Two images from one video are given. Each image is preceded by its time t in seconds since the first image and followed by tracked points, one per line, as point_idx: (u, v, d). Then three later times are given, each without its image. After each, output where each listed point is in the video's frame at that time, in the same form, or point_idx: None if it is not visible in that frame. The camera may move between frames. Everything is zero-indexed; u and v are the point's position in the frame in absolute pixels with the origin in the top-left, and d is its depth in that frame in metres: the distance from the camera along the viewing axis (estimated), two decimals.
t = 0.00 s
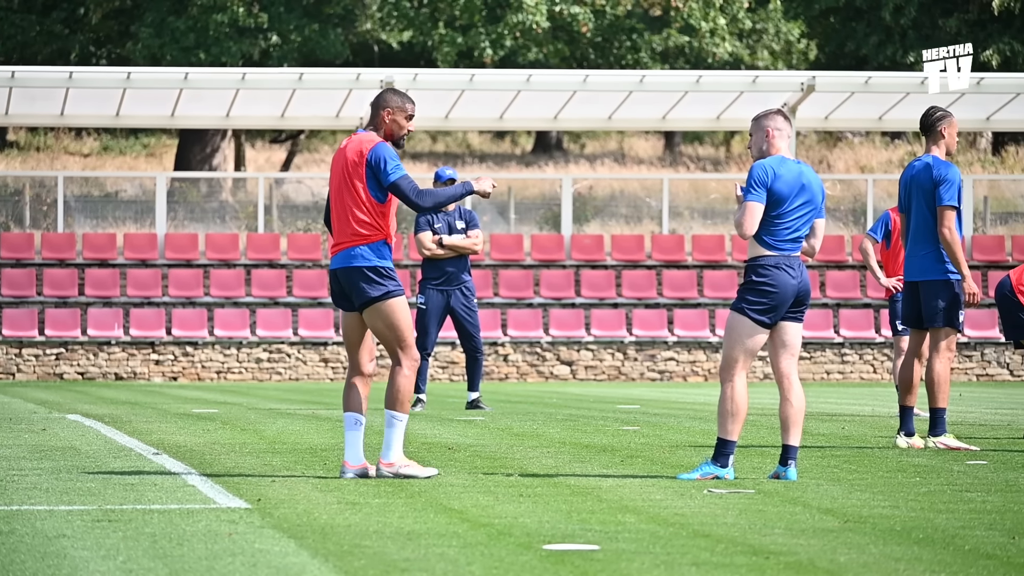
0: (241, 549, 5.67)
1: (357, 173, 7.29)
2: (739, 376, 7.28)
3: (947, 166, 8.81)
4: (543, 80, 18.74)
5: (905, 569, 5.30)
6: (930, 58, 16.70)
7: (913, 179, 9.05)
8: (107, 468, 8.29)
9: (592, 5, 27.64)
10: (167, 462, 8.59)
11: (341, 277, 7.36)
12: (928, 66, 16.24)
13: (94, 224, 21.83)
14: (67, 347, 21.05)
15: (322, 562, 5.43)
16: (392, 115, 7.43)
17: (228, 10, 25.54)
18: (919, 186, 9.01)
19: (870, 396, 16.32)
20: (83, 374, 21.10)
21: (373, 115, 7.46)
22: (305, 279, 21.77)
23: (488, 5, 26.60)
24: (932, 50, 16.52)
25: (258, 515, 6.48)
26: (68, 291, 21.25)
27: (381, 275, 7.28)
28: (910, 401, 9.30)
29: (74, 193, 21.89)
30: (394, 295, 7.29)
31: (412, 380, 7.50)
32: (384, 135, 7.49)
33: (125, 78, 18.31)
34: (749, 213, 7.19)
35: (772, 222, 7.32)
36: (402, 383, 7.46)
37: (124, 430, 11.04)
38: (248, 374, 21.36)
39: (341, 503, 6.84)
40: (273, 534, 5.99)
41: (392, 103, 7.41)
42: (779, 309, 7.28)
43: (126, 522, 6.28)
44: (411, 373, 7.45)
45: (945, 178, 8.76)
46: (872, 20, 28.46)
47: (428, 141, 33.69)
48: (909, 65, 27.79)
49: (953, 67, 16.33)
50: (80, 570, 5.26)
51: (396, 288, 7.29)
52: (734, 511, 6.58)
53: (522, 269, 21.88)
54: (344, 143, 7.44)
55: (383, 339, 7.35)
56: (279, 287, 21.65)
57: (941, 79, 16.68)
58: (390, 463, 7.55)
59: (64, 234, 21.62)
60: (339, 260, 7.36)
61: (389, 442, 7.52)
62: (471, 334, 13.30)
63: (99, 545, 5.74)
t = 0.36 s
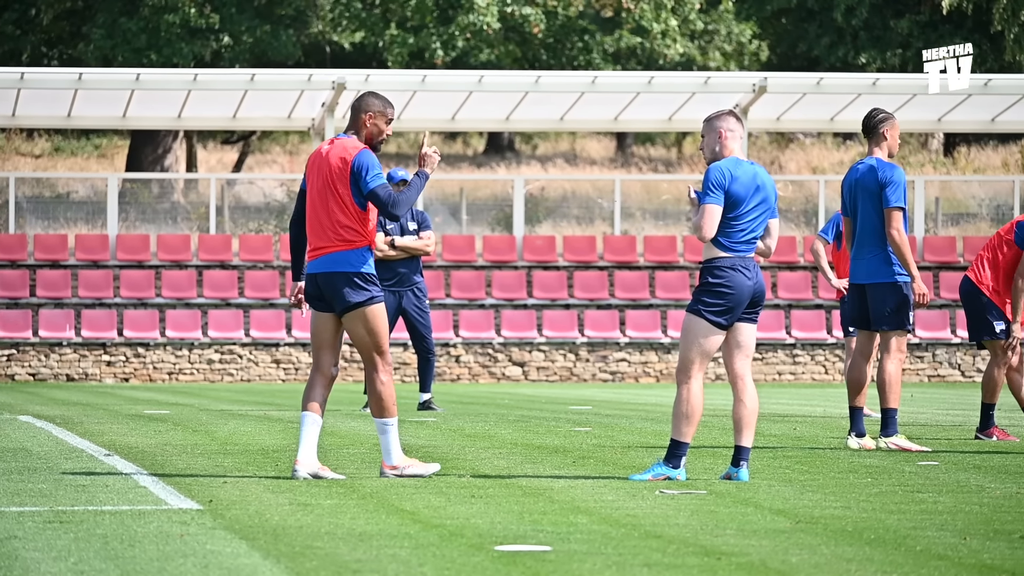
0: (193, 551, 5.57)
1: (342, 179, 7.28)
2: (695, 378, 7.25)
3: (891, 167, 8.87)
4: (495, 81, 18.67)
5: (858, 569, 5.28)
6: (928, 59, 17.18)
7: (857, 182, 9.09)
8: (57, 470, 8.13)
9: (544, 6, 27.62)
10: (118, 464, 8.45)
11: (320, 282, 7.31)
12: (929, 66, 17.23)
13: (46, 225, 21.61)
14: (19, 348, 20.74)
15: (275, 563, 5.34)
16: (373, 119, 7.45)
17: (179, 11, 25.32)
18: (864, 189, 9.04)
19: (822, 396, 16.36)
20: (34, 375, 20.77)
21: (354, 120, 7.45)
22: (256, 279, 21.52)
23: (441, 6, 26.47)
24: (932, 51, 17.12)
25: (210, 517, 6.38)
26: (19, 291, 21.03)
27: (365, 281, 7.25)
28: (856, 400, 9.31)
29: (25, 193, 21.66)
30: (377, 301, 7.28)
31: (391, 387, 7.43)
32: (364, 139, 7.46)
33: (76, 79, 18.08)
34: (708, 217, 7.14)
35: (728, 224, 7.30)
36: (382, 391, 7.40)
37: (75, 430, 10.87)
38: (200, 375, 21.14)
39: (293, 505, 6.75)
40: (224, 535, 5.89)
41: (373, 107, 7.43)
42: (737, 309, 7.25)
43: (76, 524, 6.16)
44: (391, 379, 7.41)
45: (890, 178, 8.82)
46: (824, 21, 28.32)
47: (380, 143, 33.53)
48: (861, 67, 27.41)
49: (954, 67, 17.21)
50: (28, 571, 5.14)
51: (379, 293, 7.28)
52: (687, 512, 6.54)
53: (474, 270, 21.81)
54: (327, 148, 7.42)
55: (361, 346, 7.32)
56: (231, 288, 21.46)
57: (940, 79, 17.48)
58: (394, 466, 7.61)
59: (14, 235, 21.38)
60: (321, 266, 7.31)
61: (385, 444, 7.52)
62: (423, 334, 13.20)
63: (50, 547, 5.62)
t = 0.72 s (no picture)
0: (147, 551, 5.49)
1: (334, 180, 7.22)
2: (651, 379, 7.22)
3: (836, 170, 8.89)
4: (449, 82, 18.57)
5: (812, 570, 5.24)
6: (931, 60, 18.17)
7: (802, 185, 9.10)
8: (10, 470, 7.99)
9: (498, 6, 27.55)
10: (72, 464, 8.31)
11: (313, 281, 7.26)
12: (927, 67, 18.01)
13: None
14: None
15: (230, 564, 5.27)
16: (364, 120, 7.37)
17: (133, 11, 25.11)
18: (809, 192, 9.06)
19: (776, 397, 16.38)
20: None
21: (345, 121, 7.40)
22: (210, 280, 21.35)
23: (395, 6, 26.26)
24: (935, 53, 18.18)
25: (165, 517, 6.28)
26: None
27: (359, 281, 7.20)
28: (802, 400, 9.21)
29: None
30: (368, 300, 7.24)
31: (368, 388, 7.39)
32: (355, 140, 7.41)
33: (30, 79, 17.88)
34: (659, 216, 7.14)
35: (681, 224, 7.29)
36: (360, 391, 7.34)
37: (27, 431, 10.71)
38: (155, 376, 20.69)
39: (248, 505, 6.66)
40: (179, 536, 5.81)
41: (364, 108, 7.37)
42: (693, 309, 7.24)
43: (30, 524, 6.06)
44: (368, 381, 7.33)
45: (835, 181, 8.86)
46: (778, 21, 27.96)
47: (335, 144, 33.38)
48: (814, 68, 27.07)
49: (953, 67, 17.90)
50: None
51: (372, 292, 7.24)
52: (642, 513, 6.51)
53: (429, 271, 21.75)
54: (317, 149, 7.36)
55: (344, 342, 7.24)
56: (185, 288, 21.22)
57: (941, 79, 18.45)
58: (352, 468, 7.50)
59: None
60: (314, 265, 7.25)
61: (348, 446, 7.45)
62: (379, 335, 13.08)
63: (4, 547, 5.53)
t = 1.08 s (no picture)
0: (112, 552, 5.42)
1: (323, 178, 7.24)
2: (616, 377, 7.17)
3: (794, 168, 8.81)
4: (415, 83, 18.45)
5: (778, 570, 5.18)
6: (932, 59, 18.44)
7: (762, 183, 9.06)
8: None
9: (463, 7, 27.31)
10: (37, 464, 8.19)
11: (297, 278, 7.31)
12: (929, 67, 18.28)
13: None
14: None
15: (195, 564, 5.19)
16: (354, 120, 7.36)
17: (99, 12, 24.83)
18: (768, 190, 9.01)
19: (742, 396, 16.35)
20: None
21: (339, 118, 7.40)
22: (176, 281, 21.18)
23: (361, 7, 26.12)
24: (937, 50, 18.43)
25: (130, 518, 6.19)
26: None
27: (339, 280, 7.24)
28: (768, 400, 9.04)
29: None
30: (344, 299, 7.26)
31: (335, 388, 7.34)
32: (345, 139, 7.39)
33: None
34: (623, 216, 7.07)
35: (646, 223, 7.22)
36: (325, 390, 7.31)
37: None
38: (121, 377, 20.22)
39: (213, 506, 6.57)
40: (144, 536, 5.73)
41: (355, 107, 7.35)
42: (658, 310, 7.19)
43: None
44: (334, 381, 7.30)
45: (793, 180, 8.77)
46: (744, 22, 28.11)
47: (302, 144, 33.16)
48: (781, 68, 27.25)
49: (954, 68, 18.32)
50: None
51: (349, 293, 7.27)
52: (608, 513, 6.44)
53: (394, 271, 21.68)
54: (309, 145, 7.37)
55: (316, 338, 7.28)
56: (152, 289, 21.06)
57: (941, 79, 18.64)
58: (318, 469, 7.44)
59: None
60: (298, 263, 7.29)
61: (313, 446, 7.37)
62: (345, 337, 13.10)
63: None
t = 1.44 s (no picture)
0: (85, 552, 5.37)
1: (301, 178, 7.27)
2: (588, 379, 7.15)
3: (784, 169, 8.85)
4: (388, 83, 18.38)
5: (750, 570, 5.18)
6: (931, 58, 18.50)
7: (751, 182, 9.06)
8: None
9: (435, 7, 27.15)
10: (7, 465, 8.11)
11: (286, 282, 7.34)
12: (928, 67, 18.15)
13: None
14: None
15: (167, 564, 5.15)
16: (332, 118, 7.46)
17: (70, 12, 24.61)
18: (756, 189, 9.01)
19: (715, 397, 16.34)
20: None
21: (315, 120, 7.48)
22: (149, 281, 21.02)
23: (333, 7, 25.94)
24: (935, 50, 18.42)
25: (102, 518, 6.13)
26: None
27: (328, 278, 7.25)
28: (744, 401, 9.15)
29: None
30: (338, 297, 7.27)
31: (347, 381, 7.39)
32: (325, 138, 7.48)
33: None
34: (599, 218, 7.06)
35: (618, 223, 7.21)
36: (336, 383, 7.35)
37: None
38: (94, 376, 20.07)
39: (186, 506, 6.52)
40: (116, 536, 5.68)
41: (332, 106, 7.45)
42: (630, 311, 7.17)
43: None
44: (345, 373, 7.33)
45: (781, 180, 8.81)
46: (716, 22, 28.01)
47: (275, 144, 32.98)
48: (753, 68, 27.25)
49: (953, 68, 18.05)
50: None
51: (340, 290, 7.27)
52: (580, 514, 6.42)
53: (367, 271, 21.61)
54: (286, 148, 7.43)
55: (324, 338, 7.27)
56: (123, 289, 20.91)
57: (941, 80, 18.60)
58: (299, 452, 7.39)
59: None
60: (286, 264, 7.32)
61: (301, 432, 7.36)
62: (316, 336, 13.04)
63: None
